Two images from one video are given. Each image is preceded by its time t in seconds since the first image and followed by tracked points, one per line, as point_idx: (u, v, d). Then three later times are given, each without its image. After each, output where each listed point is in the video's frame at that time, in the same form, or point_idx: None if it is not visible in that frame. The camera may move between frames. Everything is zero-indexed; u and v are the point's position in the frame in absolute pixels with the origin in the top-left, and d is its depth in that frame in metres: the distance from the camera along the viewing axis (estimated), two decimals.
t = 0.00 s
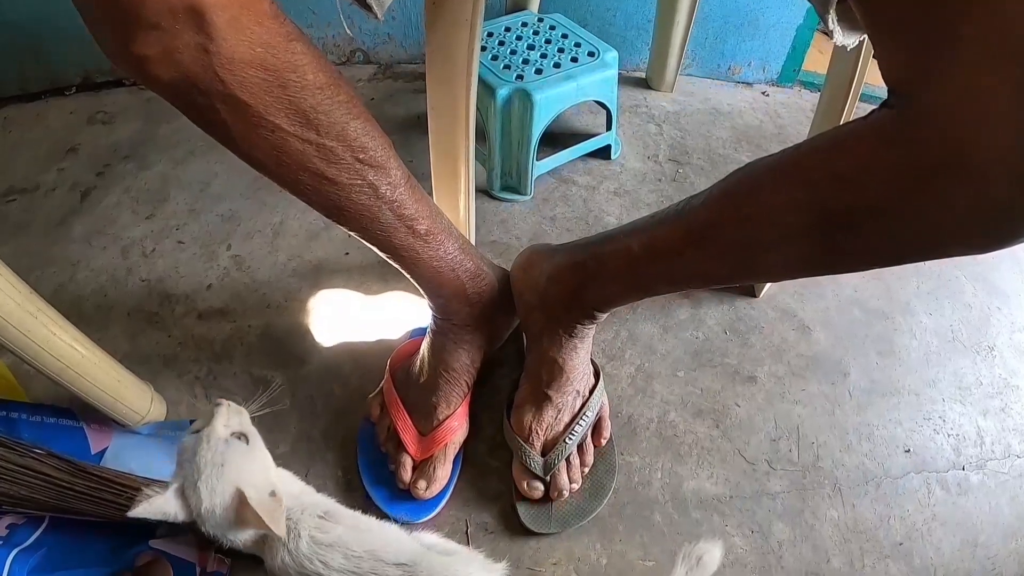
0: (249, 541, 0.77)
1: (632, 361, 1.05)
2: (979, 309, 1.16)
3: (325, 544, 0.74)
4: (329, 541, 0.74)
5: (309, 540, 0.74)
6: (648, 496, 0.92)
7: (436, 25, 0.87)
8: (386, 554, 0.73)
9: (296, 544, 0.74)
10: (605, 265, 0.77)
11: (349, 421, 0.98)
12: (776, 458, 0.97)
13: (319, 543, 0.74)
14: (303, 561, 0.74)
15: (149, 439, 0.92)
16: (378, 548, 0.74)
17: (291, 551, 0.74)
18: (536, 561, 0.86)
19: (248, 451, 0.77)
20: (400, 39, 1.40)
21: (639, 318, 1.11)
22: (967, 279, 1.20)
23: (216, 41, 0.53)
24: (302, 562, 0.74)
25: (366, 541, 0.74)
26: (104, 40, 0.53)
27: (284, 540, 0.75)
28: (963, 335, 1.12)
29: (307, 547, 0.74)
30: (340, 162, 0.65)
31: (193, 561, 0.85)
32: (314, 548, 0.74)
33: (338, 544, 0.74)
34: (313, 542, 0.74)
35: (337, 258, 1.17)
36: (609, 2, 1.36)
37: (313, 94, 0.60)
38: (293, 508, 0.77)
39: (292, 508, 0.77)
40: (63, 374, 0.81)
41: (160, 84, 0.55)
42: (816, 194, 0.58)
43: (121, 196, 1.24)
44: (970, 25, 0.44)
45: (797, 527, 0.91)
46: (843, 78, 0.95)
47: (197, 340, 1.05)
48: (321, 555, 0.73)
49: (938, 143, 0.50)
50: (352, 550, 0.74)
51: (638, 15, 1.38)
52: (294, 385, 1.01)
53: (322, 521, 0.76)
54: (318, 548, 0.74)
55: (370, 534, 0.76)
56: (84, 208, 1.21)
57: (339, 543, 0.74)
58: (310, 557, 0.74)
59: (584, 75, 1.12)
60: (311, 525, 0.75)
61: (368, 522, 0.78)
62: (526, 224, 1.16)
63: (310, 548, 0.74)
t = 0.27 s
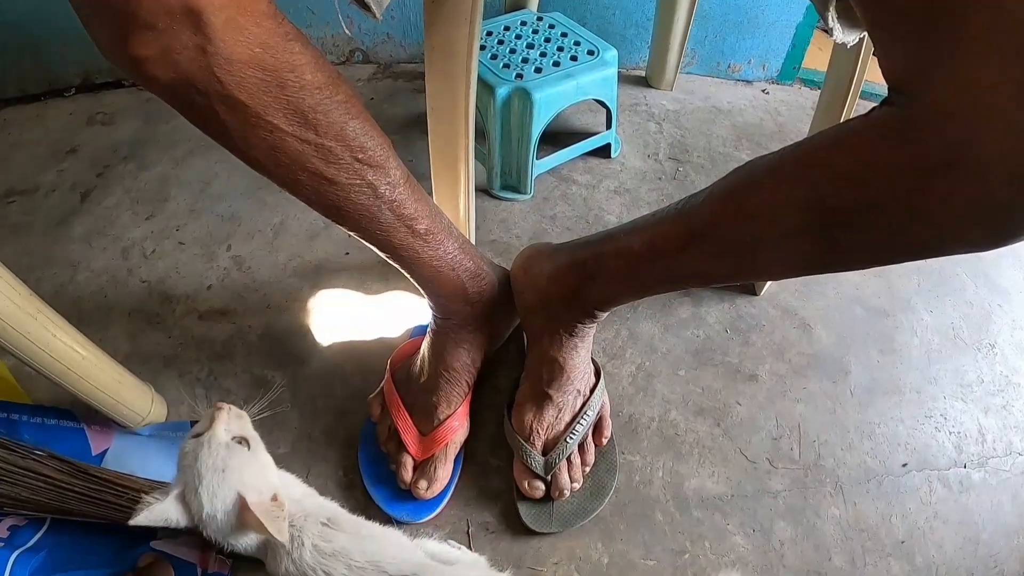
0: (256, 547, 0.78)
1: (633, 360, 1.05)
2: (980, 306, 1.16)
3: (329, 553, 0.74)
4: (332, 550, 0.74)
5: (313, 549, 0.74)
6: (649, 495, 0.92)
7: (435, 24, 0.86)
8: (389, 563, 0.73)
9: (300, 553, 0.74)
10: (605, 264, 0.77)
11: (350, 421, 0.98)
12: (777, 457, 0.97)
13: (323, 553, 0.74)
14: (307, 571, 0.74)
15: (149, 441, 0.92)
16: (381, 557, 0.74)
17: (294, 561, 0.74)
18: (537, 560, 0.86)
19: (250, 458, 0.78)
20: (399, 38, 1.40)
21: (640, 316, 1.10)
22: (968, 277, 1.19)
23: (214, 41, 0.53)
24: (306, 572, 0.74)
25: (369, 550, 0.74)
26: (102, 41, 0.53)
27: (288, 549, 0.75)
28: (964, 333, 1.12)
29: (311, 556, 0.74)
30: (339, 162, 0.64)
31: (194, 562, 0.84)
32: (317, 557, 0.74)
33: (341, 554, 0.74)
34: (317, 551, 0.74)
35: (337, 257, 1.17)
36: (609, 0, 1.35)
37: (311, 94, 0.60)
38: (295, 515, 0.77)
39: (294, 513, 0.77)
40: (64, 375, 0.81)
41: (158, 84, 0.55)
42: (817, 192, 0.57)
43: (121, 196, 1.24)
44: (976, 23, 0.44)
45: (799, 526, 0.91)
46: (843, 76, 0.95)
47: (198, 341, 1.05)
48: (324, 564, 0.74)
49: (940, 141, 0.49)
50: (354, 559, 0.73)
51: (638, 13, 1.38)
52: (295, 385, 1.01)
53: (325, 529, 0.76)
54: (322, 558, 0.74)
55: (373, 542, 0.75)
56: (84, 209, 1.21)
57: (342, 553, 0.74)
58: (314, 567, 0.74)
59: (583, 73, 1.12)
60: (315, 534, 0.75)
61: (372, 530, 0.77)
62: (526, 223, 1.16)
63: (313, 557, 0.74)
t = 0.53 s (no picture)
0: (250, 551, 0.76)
1: (632, 360, 1.05)
2: (980, 308, 1.15)
3: (325, 555, 0.73)
4: (329, 553, 0.73)
5: (308, 552, 0.73)
6: (648, 496, 0.91)
7: (435, 19, 0.85)
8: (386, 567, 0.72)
9: (296, 555, 0.73)
10: (605, 264, 0.76)
11: (347, 420, 0.97)
12: (777, 458, 0.96)
13: (320, 555, 0.73)
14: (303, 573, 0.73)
15: (143, 440, 0.91)
16: (379, 560, 0.73)
17: (290, 563, 0.73)
18: (535, 562, 0.85)
19: (249, 458, 0.77)
20: (398, 35, 1.39)
21: (639, 316, 1.10)
22: (968, 279, 1.19)
23: (210, 33, 0.52)
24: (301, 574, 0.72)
25: (367, 553, 0.73)
26: (97, 32, 0.52)
27: (284, 551, 0.74)
28: (964, 335, 1.12)
29: (307, 559, 0.73)
30: (337, 158, 0.64)
31: (188, 562, 0.83)
32: (314, 559, 0.73)
33: (338, 556, 0.73)
34: (314, 553, 0.73)
35: (334, 256, 1.16)
36: None
37: (309, 88, 0.59)
38: (291, 516, 0.77)
39: (289, 514, 0.77)
40: (57, 372, 0.79)
41: (154, 77, 0.54)
42: (820, 190, 0.57)
43: (117, 193, 1.23)
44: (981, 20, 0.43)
45: (799, 528, 0.90)
46: (846, 75, 0.94)
47: (193, 339, 1.04)
48: (321, 566, 0.72)
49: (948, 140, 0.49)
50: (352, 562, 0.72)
51: (638, 12, 1.37)
52: (291, 384, 1.00)
53: (322, 530, 0.75)
54: (317, 561, 0.73)
55: (371, 546, 0.74)
56: (80, 205, 1.20)
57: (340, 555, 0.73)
58: (311, 569, 0.72)
59: (583, 72, 1.11)
60: (312, 535, 0.74)
61: (370, 534, 0.76)
62: (525, 222, 1.15)
63: (310, 559, 0.73)
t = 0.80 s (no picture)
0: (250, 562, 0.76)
1: (626, 362, 1.05)
2: (973, 307, 1.16)
3: (324, 558, 0.74)
4: (327, 558, 0.74)
5: (306, 556, 0.74)
6: (642, 497, 0.92)
7: (427, 25, 0.86)
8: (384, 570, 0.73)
9: (295, 558, 0.74)
10: (599, 266, 0.77)
11: (342, 424, 0.98)
12: (770, 459, 0.97)
13: (318, 558, 0.74)
14: None
15: (141, 445, 0.91)
16: (377, 562, 0.73)
17: (289, 566, 0.74)
18: (530, 563, 0.86)
19: (254, 479, 0.75)
20: (392, 39, 1.39)
21: (633, 318, 1.10)
22: (961, 278, 1.20)
23: (203, 44, 0.52)
24: None
25: (365, 556, 0.74)
26: (90, 43, 0.52)
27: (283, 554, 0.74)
28: (957, 333, 1.12)
29: (306, 562, 0.74)
30: (330, 165, 0.64)
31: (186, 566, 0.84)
32: (312, 562, 0.74)
33: (336, 559, 0.74)
34: (312, 556, 0.74)
35: (329, 260, 1.16)
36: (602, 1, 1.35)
37: (301, 96, 0.60)
38: (290, 520, 0.77)
39: (289, 518, 0.77)
40: (54, 379, 0.80)
41: (147, 87, 0.55)
42: (809, 194, 0.57)
43: (113, 198, 1.23)
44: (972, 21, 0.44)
45: (792, 527, 0.91)
46: (838, 77, 0.95)
47: (190, 343, 1.05)
48: (319, 570, 0.73)
49: (936, 143, 0.49)
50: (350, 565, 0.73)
51: (631, 14, 1.38)
52: (287, 388, 1.01)
53: (320, 534, 0.76)
54: (316, 565, 0.73)
55: (368, 549, 0.75)
56: (76, 210, 1.21)
57: (337, 558, 0.74)
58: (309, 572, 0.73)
59: (576, 75, 1.12)
60: (310, 539, 0.75)
61: (368, 538, 0.77)
62: (519, 225, 1.16)
63: (309, 562, 0.74)
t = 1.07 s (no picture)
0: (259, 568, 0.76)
1: (624, 365, 1.05)
2: (970, 307, 1.16)
3: (329, 563, 0.74)
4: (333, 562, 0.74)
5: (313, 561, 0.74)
6: (640, 499, 0.92)
7: (422, 30, 0.86)
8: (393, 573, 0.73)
9: (300, 563, 0.74)
10: (595, 270, 0.77)
11: (341, 428, 0.98)
12: (768, 461, 0.97)
13: (323, 562, 0.74)
14: None
15: (140, 450, 0.91)
16: (382, 565, 0.74)
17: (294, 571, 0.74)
18: (529, 566, 0.86)
19: (259, 498, 0.75)
20: (388, 43, 1.40)
21: (630, 321, 1.11)
22: (958, 278, 1.20)
23: (198, 53, 0.52)
24: None
25: (369, 560, 0.74)
26: (85, 54, 0.53)
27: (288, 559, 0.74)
28: (955, 333, 1.12)
29: (311, 566, 0.74)
30: (325, 172, 0.64)
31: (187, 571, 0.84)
32: (318, 566, 0.74)
33: (341, 563, 0.74)
34: (317, 560, 0.74)
35: (327, 264, 1.16)
36: (597, 4, 1.35)
37: (296, 104, 0.60)
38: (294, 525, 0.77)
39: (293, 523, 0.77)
40: (53, 385, 0.80)
41: (142, 96, 0.55)
42: (803, 199, 0.57)
43: (111, 204, 1.23)
44: (963, 26, 0.44)
45: (790, 529, 0.91)
46: (833, 80, 0.95)
47: (188, 349, 1.05)
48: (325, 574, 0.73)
49: (929, 148, 0.49)
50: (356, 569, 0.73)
51: (627, 17, 1.38)
52: (285, 393, 1.01)
53: (325, 538, 0.76)
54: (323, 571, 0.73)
55: (373, 553, 0.75)
56: (74, 216, 1.21)
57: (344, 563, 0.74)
58: None
59: (572, 78, 1.12)
60: (314, 544, 0.75)
61: (372, 542, 0.77)
62: (516, 228, 1.16)
63: (314, 567, 0.74)
